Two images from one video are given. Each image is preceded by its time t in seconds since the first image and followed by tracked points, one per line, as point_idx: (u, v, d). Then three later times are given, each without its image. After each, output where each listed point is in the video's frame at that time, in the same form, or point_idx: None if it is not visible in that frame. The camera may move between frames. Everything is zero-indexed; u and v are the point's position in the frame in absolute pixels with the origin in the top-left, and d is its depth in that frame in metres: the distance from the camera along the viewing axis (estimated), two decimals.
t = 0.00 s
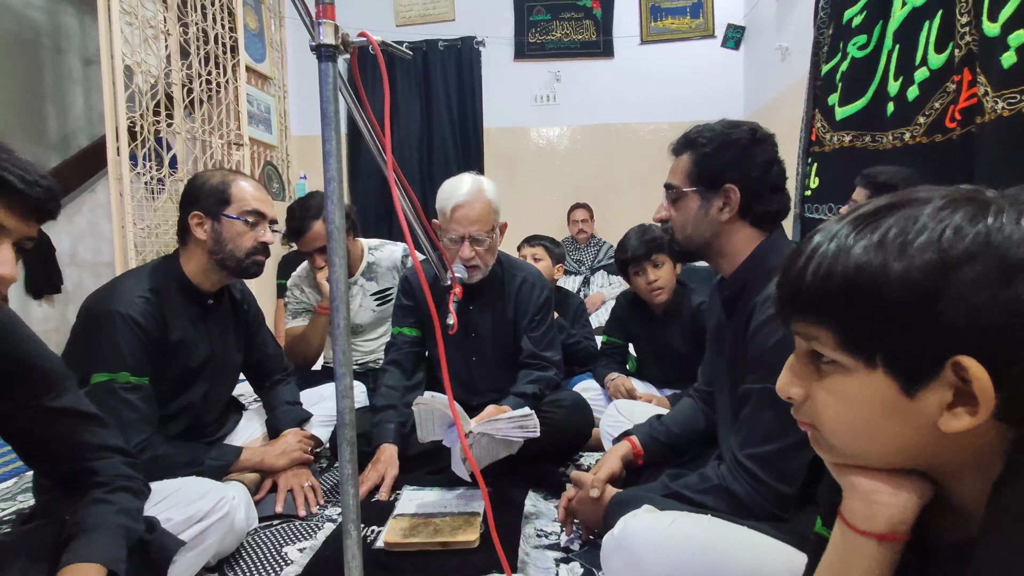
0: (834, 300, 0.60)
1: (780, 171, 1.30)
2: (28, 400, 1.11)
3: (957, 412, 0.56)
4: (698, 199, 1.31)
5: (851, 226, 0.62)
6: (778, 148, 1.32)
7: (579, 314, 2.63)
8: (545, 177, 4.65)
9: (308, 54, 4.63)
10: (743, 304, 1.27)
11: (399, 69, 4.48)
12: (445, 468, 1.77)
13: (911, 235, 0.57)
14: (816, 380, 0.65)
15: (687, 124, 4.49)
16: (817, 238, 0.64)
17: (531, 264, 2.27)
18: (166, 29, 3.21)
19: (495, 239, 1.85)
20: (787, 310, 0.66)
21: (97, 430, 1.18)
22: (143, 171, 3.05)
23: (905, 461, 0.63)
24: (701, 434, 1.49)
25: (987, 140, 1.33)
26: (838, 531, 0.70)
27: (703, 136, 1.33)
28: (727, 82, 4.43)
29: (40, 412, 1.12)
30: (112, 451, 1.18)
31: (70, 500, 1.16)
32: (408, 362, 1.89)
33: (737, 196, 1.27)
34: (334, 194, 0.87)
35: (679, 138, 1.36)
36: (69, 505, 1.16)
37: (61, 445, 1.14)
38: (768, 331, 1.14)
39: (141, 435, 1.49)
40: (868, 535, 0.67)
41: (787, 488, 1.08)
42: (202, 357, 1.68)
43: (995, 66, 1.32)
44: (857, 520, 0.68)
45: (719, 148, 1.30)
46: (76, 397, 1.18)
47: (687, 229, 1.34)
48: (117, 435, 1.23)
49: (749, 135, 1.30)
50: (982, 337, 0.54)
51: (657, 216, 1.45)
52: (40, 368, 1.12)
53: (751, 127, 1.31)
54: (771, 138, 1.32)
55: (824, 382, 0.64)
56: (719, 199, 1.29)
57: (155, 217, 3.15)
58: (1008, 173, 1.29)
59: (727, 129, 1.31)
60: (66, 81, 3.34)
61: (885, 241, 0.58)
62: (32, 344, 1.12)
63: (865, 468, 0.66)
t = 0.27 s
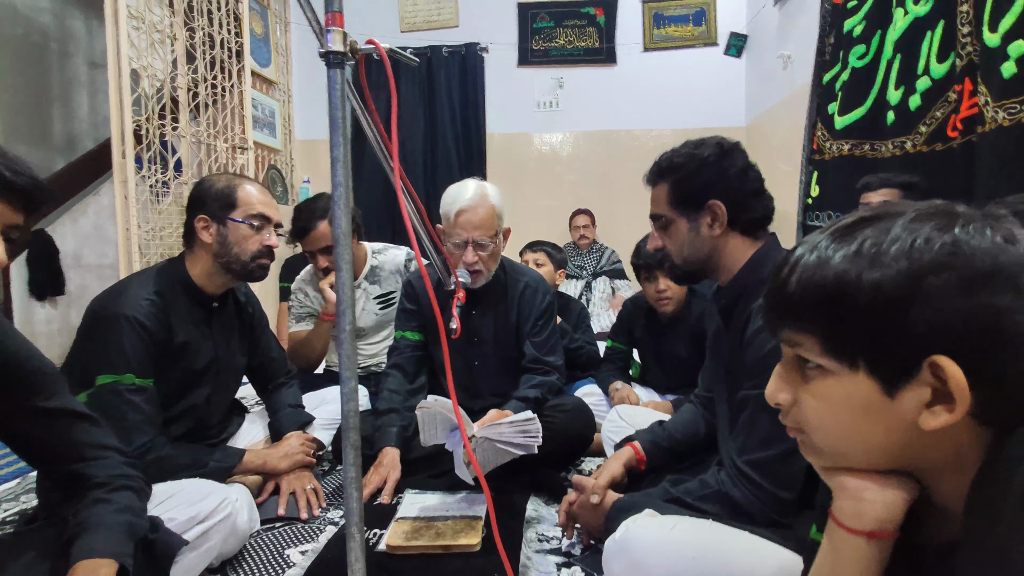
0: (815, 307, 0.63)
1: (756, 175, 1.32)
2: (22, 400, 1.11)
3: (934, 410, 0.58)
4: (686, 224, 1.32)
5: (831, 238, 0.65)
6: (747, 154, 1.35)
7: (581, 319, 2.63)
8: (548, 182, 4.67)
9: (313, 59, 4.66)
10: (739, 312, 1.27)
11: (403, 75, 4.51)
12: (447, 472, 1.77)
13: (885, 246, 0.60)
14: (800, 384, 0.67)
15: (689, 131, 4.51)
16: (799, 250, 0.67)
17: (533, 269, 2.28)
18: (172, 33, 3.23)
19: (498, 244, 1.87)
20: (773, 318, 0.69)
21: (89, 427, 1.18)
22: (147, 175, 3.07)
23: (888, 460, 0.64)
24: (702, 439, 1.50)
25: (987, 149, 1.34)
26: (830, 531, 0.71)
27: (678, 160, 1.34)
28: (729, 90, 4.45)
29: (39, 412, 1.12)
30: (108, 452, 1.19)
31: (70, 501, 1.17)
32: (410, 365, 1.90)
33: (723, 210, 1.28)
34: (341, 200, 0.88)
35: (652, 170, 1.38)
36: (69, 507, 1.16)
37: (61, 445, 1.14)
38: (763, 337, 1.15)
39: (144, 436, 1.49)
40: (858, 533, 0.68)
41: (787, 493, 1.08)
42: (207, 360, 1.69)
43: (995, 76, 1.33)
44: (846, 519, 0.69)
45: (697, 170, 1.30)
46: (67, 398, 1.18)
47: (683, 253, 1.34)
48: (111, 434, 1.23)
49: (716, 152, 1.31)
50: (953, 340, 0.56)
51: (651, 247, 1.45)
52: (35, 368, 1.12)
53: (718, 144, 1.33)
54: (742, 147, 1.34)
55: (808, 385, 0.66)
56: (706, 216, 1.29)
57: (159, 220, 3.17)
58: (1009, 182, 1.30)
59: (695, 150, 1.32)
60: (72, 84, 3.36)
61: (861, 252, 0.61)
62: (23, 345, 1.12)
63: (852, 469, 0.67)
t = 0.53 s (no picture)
0: (804, 317, 0.65)
1: (734, 190, 1.35)
2: (20, 402, 1.13)
3: (920, 413, 0.60)
4: (671, 242, 1.35)
5: (818, 252, 0.68)
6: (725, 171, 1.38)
7: (582, 325, 2.65)
8: (550, 188, 4.69)
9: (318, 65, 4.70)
10: (730, 324, 1.29)
11: (407, 81, 4.55)
12: (447, 477, 1.78)
13: (870, 257, 0.63)
14: (792, 392, 0.69)
15: (691, 139, 4.54)
16: (787, 264, 0.70)
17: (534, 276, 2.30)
18: (178, 40, 3.27)
19: (500, 251, 1.89)
20: (763, 329, 0.71)
21: (91, 429, 1.19)
22: (154, 179, 3.10)
23: (877, 463, 0.66)
24: (699, 446, 1.52)
25: (984, 161, 1.36)
26: (822, 537, 0.72)
27: (659, 180, 1.37)
28: (730, 98, 4.48)
29: (42, 415, 1.14)
30: (112, 453, 1.20)
31: (74, 503, 1.18)
32: (412, 371, 1.91)
33: (705, 226, 1.31)
34: (347, 209, 0.90)
35: (633, 192, 1.41)
36: (72, 508, 1.17)
37: (64, 448, 1.16)
38: (756, 347, 1.17)
39: (149, 440, 1.51)
40: (850, 536, 0.69)
41: (782, 501, 1.10)
42: (211, 365, 1.71)
43: (991, 88, 1.35)
44: (838, 523, 0.70)
45: (679, 188, 1.34)
46: (65, 399, 1.19)
47: (673, 269, 1.37)
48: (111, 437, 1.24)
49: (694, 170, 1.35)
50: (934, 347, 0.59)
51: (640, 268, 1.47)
52: (32, 373, 1.14)
53: (695, 162, 1.37)
54: (718, 163, 1.37)
55: (800, 392, 0.68)
56: (690, 232, 1.32)
57: (164, 224, 3.20)
58: (1004, 193, 1.32)
59: (676, 169, 1.36)
60: (79, 88, 3.38)
61: (847, 263, 0.64)
62: (17, 351, 1.14)
63: (844, 473, 0.69)
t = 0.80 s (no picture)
0: (814, 323, 0.65)
1: (722, 198, 1.35)
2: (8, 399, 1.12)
3: (936, 420, 0.60)
4: (661, 251, 1.35)
5: (824, 257, 0.68)
6: (713, 179, 1.39)
7: (582, 328, 2.64)
8: (551, 191, 4.69)
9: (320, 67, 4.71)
10: (721, 332, 1.27)
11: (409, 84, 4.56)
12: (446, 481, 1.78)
13: (880, 262, 0.63)
14: (802, 399, 0.69)
15: (692, 142, 4.54)
16: (794, 269, 0.70)
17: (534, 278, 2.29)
18: (181, 41, 3.27)
19: (500, 253, 1.89)
20: (770, 336, 0.71)
21: (86, 429, 1.19)
22: (155, 180, 3.10)
23: (889, 473, 0.66)
24: (699, 450, 1.51)
25: (986, 166, 1.36)
26: (831, 546, 0.72)
27: (646, 192, 1.39)
28: (732, 101, 4.48)
29: (37, 416, 1.14)
30: (106, 452, 1.19)
31: (68, 505, 1.17)
32: (412, 373, 1.91)
33: (695, 236, 1.30)
34: (348, 212, 0.90)
35: (622, 202, 1.42)
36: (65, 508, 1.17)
37: (59, 449, 1.15)
38: (751, 352, 1.16)
39: (148, 442, 1.50)
40: (860, 549, 0.69)
41: (780, 509, 1.09)
42: (211, 366, 1.71)
43: (993, 93, 1.35)
44: (849, 535, 0.70)
45: (664, 199, 1.35)
46: (52, 393, 1.18)
47: (664, 279, 1.36)
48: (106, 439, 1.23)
49: (682, 179, 1.36)
50: (944, 351, 0.58)
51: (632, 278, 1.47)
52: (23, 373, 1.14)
53: (683, 170, 1.38)
54: (704, 172, 1.38)
55: (812, 400, 0.68)
56: (680, 241, 1.32)
57: (165, 224, 3.20)
58: (1007, 199, 1.32)
59: (665, 178, 1.37)
60: (81, 89, 3.39)
61: (857, 268, 0.64)
62: (6, 352, 1.13)
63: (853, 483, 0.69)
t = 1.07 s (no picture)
0: (837, 325, 0.64)
1: (725, 198, 1.35)
2: (17, 392, 1.12)
3: (963, 425, 0.59)
4: (666, 251, 1.35)
5: (846, 256, 0.67)
6: (716, 178, 1.38)
7: (585, 328, 2.63)
8: (553, 191, 4.69)
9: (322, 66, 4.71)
10: (723, 333, 1.28)
11: (412, 83, 4.56)
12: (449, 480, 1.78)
13: (905, 262, 0.62)
14: (823, 405, 0.68)
15: (694, 143, 4.54)
16: (814, 269, 0.69)
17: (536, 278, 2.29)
18: (183, 40, 3.27)
19: (503, 252, 1.88)
20: (788, 338, 0.70)
21: (89, 425, 1.18)
22: (156, 179, 3.10)
23: (911, 477, 0.66)
24: (703, 451, 1.51)
25: (992, 167, 1.36)
26: (850, 552, 0.72)
27: (649, 193, 1.38)
28: (735, 101, 4.47)
29: (42, 411, 1.13)
30: (112, 448, 1.18)
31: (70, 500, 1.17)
32: (414, 373, 1.91)
33: (700, 235, 1.30)
34: (352, 211, 0.90)
35: (626, 203, 1.41)
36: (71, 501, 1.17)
37: (60, 444, 1.14)
38: (752, 353, 1.16)
39: (150, 440, 1.50)
40: (879, 557, 0.69)
41: (783, 510, 1.09)
42: (214, 365, 1.71)
43: (998, 93, 1.35)
44: (868, 542, 0.70)
45: (666, 200, 1.35)
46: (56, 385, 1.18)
47: (667, 280, 1.36)
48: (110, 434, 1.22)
49: (685, 179, 1.35)
50: (971, 353, 0.58)
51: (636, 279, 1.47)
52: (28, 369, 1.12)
53: (686, 170, 1.37)
54: (708, 172, 1.37)
55: (831, 404, 0.67)
56: (684, 240, 1.32)
57: (167, 223, 3.20)
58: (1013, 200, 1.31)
59: (668, 178, 1.37)
60: (84, 88, 3.39)
61: (882, 267, 0.63)
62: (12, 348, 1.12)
63: (873, 489, 0.68)
